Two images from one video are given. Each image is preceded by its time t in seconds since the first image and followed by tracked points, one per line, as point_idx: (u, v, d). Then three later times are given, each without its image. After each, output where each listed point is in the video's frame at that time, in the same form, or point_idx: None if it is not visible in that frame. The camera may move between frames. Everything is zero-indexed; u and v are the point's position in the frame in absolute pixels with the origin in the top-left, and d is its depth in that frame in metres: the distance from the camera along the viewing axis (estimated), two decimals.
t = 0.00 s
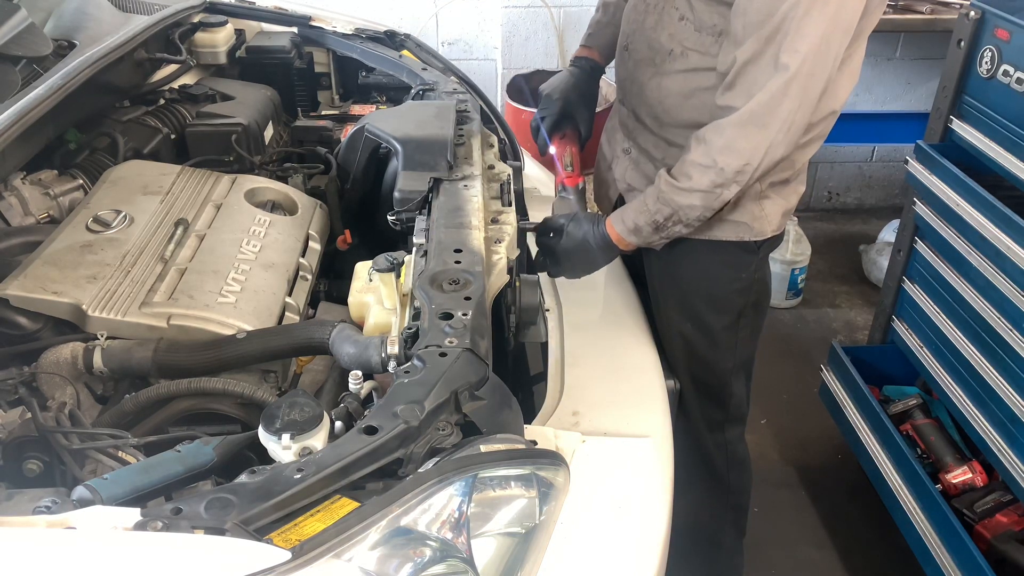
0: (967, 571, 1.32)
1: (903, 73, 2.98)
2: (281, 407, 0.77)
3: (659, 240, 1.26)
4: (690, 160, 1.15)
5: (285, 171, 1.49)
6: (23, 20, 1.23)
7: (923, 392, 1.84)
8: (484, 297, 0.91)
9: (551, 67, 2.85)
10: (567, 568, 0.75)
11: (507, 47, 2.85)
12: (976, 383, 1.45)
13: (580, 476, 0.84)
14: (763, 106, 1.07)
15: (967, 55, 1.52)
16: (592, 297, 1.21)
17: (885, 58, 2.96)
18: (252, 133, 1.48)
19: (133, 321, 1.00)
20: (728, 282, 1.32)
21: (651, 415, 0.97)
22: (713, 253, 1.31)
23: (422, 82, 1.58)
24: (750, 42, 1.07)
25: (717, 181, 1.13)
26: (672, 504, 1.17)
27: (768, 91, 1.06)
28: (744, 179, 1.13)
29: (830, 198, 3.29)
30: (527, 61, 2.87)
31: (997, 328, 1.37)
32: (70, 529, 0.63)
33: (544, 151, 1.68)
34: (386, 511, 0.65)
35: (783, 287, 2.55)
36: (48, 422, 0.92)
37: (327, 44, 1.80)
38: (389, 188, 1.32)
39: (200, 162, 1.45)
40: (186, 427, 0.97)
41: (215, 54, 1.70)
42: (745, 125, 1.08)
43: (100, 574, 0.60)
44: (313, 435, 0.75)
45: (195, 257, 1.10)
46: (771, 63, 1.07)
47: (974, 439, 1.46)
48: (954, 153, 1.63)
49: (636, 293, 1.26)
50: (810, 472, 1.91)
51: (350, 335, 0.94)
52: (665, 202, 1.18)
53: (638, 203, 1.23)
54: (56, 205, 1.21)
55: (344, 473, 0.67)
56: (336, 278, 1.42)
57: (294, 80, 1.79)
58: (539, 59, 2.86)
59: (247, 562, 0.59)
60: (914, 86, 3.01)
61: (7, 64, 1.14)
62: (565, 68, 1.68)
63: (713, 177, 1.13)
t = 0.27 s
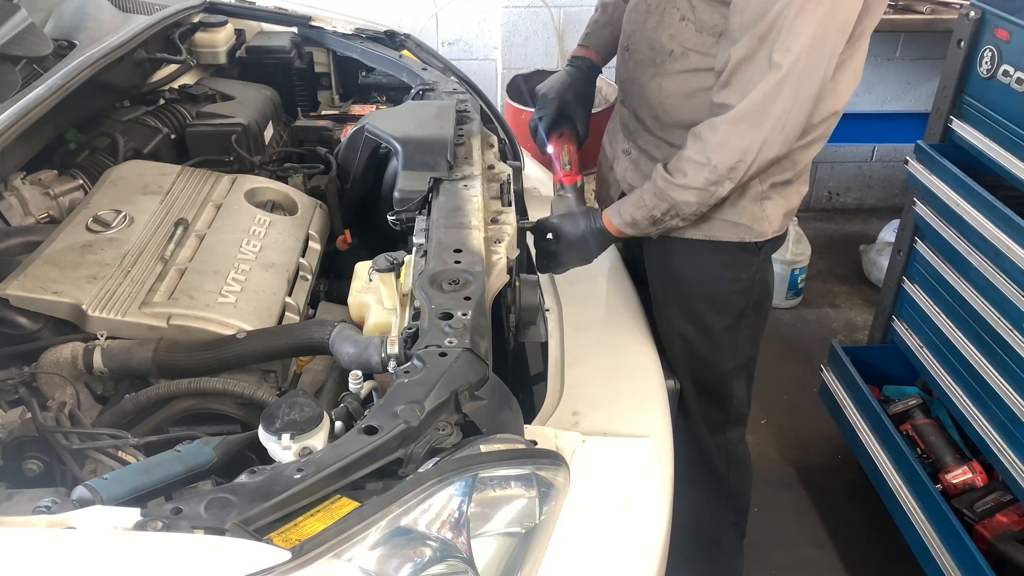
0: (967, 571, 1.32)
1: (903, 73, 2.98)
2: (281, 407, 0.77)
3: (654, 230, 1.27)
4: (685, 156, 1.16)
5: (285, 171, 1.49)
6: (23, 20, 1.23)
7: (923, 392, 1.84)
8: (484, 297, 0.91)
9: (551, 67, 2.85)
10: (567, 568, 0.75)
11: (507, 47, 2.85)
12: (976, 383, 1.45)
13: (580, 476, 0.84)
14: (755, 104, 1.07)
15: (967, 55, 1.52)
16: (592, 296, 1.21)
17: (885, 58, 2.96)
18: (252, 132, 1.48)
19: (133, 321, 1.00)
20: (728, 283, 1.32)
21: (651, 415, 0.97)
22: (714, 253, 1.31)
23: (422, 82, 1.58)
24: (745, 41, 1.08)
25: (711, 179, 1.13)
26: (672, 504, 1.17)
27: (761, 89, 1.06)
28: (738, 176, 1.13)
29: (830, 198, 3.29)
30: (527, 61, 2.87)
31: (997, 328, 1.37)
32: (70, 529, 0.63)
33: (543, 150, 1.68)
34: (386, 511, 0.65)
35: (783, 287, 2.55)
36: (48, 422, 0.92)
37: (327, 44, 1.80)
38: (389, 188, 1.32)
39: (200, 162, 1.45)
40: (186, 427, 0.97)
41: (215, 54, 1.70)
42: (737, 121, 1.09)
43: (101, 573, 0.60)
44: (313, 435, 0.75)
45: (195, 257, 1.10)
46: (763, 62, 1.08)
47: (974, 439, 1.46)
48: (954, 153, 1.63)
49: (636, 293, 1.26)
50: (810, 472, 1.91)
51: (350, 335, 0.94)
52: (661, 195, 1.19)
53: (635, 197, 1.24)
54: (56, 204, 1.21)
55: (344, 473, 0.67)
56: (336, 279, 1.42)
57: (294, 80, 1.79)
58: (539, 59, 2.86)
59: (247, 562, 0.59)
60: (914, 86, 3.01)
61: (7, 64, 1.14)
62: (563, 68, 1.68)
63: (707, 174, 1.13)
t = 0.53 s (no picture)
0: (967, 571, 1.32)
1: (903, 73, 2.98)
2: (281, 406, 0.77)
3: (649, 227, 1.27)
4: (679, 154, 1.16)
5: (284, 171, 1.49)
6: (23, 20, 1.23)
7: (923, 392, 1.84)
8: (484, 297, 0.91)
9: (551, 67, 2.85)
10: (568, 568, 0.75)
11: (507, 47, 2.85)
12: (976, 383, 1.45)
13: (580, 476, 0.84)
14: (748, 102, 1.07)
15: (967, 54, 1.52)
16: (593, 296, 1.21)
17: (885, 58, 2.96)
18: (252, 132, 1.48)
19: (133, 321, 1.00)
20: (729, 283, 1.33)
21: (651, 415, 0.97)
22: (719, 255, 1.31)
23: (422, 82, 1.58)
24: (741, 39, 1.08)
25: (704, 176, 1.14)
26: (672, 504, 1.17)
27: (754, 88, 1.06)
28: (730, 173, 1.13)
29: (830, 198, 3.29)
30: (527, 61, 2.87)
31: (997, 328, 1.37)
32: (70, 529, 0.63)
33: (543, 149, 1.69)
34: (386, 511, 0.65)
35: (783, 287, 2.55)
36: (47, 422, 0.92)
37: (327, 44, 1.80)
38: (389, 188, 1.32)
39: (200, 162, 1.45)
40: (186, 427, 0.97)
41: (215, 54, 1.70)
42: (730, 119, 1.09)
43: (100, 573, 0.60)
44: (313, 435, 0.75)
45: (195, 257, 1.10)
46: (760, 60, 1.08)
47: (974, 439, 1.46)
48: (954, 153, 1.63)
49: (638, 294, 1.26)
50: (810, 472, 1.91)
51: (350, 335, 0.94)
52: (657, 193, 1.19)
53: (631, 195, 1.24)
54: (56, 204, 1.21)
55: (344, 473, 0.67)
56: (336, 279, 1.42)
57: (294, 80, 1.79)
58: (539, 59, 2.86)
59: (248, 562, 0.59)
60: (914, 85, 3.01)
61: (7, 64, 1.14)
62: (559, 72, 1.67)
63: (699, 171, 1.13)
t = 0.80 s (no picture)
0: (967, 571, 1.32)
1: (903, 73, 2.98)
2: (281, 406, 0.77)
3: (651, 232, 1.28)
4: (681, 158, 1.16)
5: (285, 171, 1.49)
6: (23, 20, 1.23)
7: (923, 392, 1.84)
8: (484, 297, 0.91)
9: (551, 67, 2.85)
10: (567, 568, 0.75)
11: (507, 47, 2.85)
12: (976, 383, 1.45)
13: (579, 476, 0.84)
14: (749, 106, 1.07)
15: (966, 55, 1.52)
16: (593, 296, 1.21)
17: (885, 58, 2.96)
18: (252, 132, 1.48)
19: (133, 321, 1.00)
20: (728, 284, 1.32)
21: (651, 415, 0.97)
22: (716, 256, 1.31)
23: (422, 82, 1.58)
24: (742, 44, 1.08)
25: (705, 180, 1.14)
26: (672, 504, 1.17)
27: (755, 92, 1.06)
28: (732, 177, 1.13)
29: (830, 198, 3.29)
30: (527, 61, 2.87)
31: (997, 328, 1.37)
32: (70, 529, 0.63)
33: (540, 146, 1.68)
34: (386, 511, 0.65)
35: (783, 287, 2.55)
36: (47, 422, 0.92)
37: (327, 44, 1.80)
38: (389, 188, 1.32)
39: (200, 162, 1.45)
40: (186, 427, 0.97)
41: (215, 55, 1.70)
42: (730, 122, 1.09)
43: (100, 573, 0.60)
44: (313, 435, 0.75)
45: (195, 257, 1.10)
46: (761, 64, 1.07)
47: (974, 439, 1.46)
48: (954, 153, 1.63)
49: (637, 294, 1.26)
50: (810, 472, 1.91)
51: (350, 335, 0.94)
52: (659, 197, 1.19)
53: (632, 199, 1.24)
54: (56, 204, 1.21)
55: (344, 473, 0.67)
56: (336, 279, 1.42)
57: (294, 80, 1.79)
58: (539, 59, 2.86)
59: (248, 562, 0.59)
60: (914, 86, 3.01)
61: (7, 64, 1.14)
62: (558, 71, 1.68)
63: (701, 175, 1.14)
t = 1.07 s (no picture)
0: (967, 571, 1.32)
1: (903, 73, 2.98)
2: (281, 407, 0.77)
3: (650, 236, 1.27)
4: (684, 163, 1.16)
5: (285, 171, 1.49)
6: (23, 20, 1.23)
7: (923, 392, 1.84)
8: (484, 297, 0.91)
9: (551, 67, 2.85)
10: (568, 568, 0.75)
11: (507, 47, 2.85)
12: (977, 383, 1.45)
13: (580, 476, 0.84)
14: (750, 108, 1.07)
15: (966, 55, 1.52)
16: (592, 296, 1.21)
17: (884, 58, 2.96)
18: (252, 132, 1.48)
19: (133, 321, 1.00)
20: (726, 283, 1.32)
21: (651, 415, 0.97)
22: (713, 254, 1.31)
23: (422, 82, 1.58)
24: (745, 51, 1.07)
25: (710, 186, 1.14)
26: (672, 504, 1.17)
27: (761, 100, 1.06)
28: (736, 184, 1.13)
29: (830, 198, 3.29)
30: (527, 61, 2.87)
31: (997, 328, 1.37)
32: (70, 529, 0.63)
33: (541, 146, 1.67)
34: (386, 511, 0.65)
35: (783, 287, 2.55)
36: (47, 422, 0.92)
37: (327, 44, 1.80)
38: (389, 188, 1.32)
39: (200, 162, 1.45)
40: (186, 427, 0.97)
41: (215, 55, 1.70)
42: (732, 126, 1.09)
43: (100, 573, 0.60)
44: (313, 435, 0.75)
45: (195, 257, 1.10)
46: (765, 71, 1.07)
47: (974, 439, 1.46)
48: (953, 153, 1.63)
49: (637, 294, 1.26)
50: (810, 471, 1.91)
51: (350, 335, 0.94)
52: (659, 202, 1.19)
53: (632, 202, 1.24)
54: (56, 204, 1.21)
55: (344, 473, 0.67)
56: (336, 279, 1.42)
57: (294, 80, 1.79)
58: (539, 59, 2.86)
59: (247, 563, 0.59)
60: (914, 86, 3.01)
61: (7, 64, 1.14)
62: (561, 69, 1.68)
63: (705, 182, 1.13)
